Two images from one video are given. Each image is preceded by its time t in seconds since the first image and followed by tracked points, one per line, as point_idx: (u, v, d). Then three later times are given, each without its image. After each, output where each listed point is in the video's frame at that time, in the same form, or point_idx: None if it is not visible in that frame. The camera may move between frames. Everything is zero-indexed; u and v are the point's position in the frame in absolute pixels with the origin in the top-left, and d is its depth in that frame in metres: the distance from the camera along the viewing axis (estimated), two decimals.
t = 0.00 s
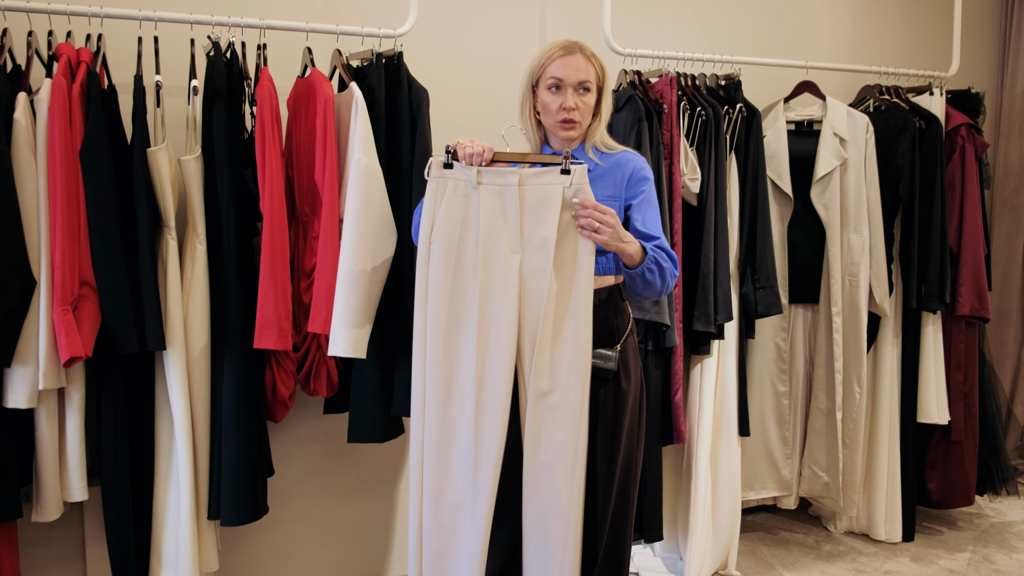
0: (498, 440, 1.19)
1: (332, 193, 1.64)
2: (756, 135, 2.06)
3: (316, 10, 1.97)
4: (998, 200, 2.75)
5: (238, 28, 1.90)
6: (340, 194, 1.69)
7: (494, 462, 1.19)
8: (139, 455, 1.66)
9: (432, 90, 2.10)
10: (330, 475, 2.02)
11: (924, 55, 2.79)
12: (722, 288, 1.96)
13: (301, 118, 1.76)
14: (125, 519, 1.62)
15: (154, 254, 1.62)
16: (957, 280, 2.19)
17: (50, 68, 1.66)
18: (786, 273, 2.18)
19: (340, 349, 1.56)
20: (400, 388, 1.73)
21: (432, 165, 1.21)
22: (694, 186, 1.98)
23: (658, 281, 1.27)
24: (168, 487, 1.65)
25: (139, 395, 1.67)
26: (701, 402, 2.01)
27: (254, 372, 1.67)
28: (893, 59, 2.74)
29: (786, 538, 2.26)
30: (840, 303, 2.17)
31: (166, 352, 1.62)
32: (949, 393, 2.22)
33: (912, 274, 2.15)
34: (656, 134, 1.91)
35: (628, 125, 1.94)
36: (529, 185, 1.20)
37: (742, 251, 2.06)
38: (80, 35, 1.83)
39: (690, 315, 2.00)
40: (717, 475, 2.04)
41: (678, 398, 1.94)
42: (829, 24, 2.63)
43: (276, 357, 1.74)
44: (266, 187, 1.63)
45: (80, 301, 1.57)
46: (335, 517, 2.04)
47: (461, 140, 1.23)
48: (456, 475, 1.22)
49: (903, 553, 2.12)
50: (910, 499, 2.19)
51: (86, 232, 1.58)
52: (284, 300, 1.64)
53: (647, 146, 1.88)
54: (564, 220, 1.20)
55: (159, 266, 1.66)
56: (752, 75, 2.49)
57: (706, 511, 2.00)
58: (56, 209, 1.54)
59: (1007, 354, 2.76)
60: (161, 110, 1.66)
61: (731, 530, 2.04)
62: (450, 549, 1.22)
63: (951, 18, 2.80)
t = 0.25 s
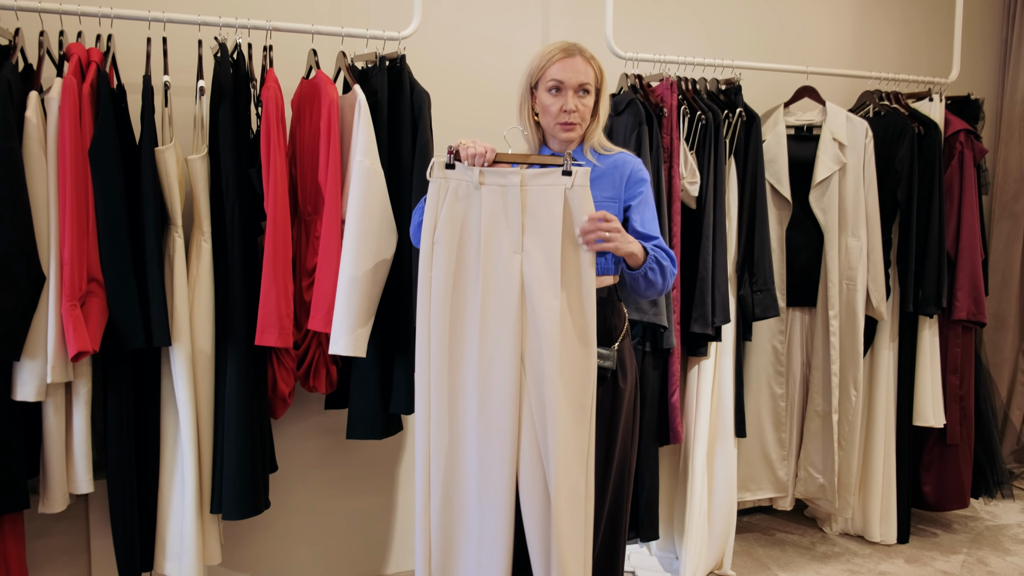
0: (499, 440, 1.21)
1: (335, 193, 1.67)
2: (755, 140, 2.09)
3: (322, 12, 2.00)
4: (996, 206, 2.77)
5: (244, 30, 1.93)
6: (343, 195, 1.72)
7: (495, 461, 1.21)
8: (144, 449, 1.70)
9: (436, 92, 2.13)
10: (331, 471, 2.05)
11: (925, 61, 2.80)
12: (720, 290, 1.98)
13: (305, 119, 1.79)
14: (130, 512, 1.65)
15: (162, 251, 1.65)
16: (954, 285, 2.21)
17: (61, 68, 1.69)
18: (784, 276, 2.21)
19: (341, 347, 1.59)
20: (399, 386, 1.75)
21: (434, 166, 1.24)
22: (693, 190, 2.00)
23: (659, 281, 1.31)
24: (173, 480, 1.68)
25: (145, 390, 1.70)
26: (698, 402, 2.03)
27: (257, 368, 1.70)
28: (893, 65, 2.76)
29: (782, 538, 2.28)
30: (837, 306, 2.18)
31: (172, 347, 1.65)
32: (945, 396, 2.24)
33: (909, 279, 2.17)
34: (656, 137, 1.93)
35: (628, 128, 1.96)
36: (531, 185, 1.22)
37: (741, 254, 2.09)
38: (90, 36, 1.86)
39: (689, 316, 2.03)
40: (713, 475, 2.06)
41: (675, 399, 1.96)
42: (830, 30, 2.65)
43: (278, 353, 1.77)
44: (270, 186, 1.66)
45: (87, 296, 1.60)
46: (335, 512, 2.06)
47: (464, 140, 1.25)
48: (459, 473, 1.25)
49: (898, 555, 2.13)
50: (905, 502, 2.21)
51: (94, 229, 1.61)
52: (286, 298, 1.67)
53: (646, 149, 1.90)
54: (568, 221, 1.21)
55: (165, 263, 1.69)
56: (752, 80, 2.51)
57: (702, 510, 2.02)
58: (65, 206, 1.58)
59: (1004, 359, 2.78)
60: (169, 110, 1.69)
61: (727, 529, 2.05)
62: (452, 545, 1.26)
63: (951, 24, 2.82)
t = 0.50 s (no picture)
0: (494, 450, 1.23)
1: (334, 201, 1.69)
2: (749, 148, 2.11)
3: (322, 23, 2.03)
4: (990, 213, 2.80)
5: (246, 41, 1.96)
6: (342, 203, 1.75)
7: (490, 470, 1.24)
8: (147, 454, 1.72)
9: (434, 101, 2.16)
10: (330, 477, 2.07)
11: (918, 70, 2.84)
12: (715, 297, 2.01)
13: (304, 129, 1.82)
14: (133, 517, 1.67)
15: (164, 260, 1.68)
16: (947, 291, 2.24)
17: (65, 78, 1.72)
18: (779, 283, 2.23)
19: (340, 353, 1.60)
20: (397, 391, 1.76)
21: (428, 177, 1.26)
22: (689, 198, 2.03)
23: (630, 278, 1.34)
24: (175, 486, 1.70)
25: (148, 396, 1.72)
26: (694, 408, 2.06)
27: (257, 374, 1.72)
28: (887, 73, 2.80)
29: (778, 543, 2.29)
30: (831, 312, 2.21)
31: (175, 354, 1.67)
32: (938, 402, 2.27)
33: (902, 285, 2.20)
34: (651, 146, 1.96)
35: (624, 137, 1.99)
36: (524, 197, 1.24)
37: (736, 261, 2.11)
38: (93, 46, 1.89)
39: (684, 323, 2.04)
40: (710, 480, 2.08)
41: (671, 404, 1.98)
42: (824, 39, 2.69)
43: (277, 360, 1.79)
44: (271, 195, 1.68)
45: (92, 304, 1.63)
46: (335, 518, 2.08)
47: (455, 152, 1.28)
48: (454, 483, 1.28)
49: (892, 559, 2.15)
50: (899, 506, 2.23)
51: (98, 238, 1.64)
52: (287, 305, 1.69)
53: (642, 159, 1.92)
54: (559, 232, 1.23)
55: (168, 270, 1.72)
56: (747, 89, 2.55)
57: (699, 515, 2.04)
58: (70, 215, 1.60)
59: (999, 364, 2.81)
60: (172, 120, 1.72)
61: (723, 533, 2.07)
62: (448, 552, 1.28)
63: (944, 33, 2.86)
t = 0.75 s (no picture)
0: (477, 451, 1.26)
1: (335, 208, 1.73)
2: (744, 156, 2.14)
3: (324, 34, 2.06)
4: (985, 220, 2.82)
5: (249, 53, 1.99)
6: (343, 210, 1.78)
7: (473, 472, 1.26)
8: (151, 459, 1.75)
9: (434, 111, 2.19)
10: (331, 482, 2.08)
11: (912, 79, 2.87)
12: (712, 303, 2.03)
13: (306, 137, 1.85)
14: (139, 520, 1.71)
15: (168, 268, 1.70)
16: (942, 298, 2.26)
17: (72, 89, 1.76)
18: (775, 290, 2.25)
19: (342, 358, 1.62)
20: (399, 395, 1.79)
21: (412, 181, 1.27)
22: (686, 206, 2.06)
23: (592, 279, 1.35)
24: (178, 490, 1.73)
25: (152, 401, 1.75)
26: (692, 412, 2.06)
27: (259, 379, 1.75)
28: (882, 83, 2.83)
29: (776, 548, 2.30)
30: (827, 319, 2.23)
31: (178, 360, 1.70)
32: (934, 408, 2.28)
33: (898, 292, 2.22)
34: (648, 154, 2.00)
35: (621, 146, 2.02)
36: (507, 200, 1.27)
37: (732, 268, 2.14)
38: (99, 58, 1.92)
39: (682, 328, 2.07)
40: (707, 485, 2.10)
41: (669, 409, 2.01)
42: (819, 49, 2.72)
43: (279, 366, 1.81)
44: (273, 203, 1.71)
45: (98, 311, 1.66)
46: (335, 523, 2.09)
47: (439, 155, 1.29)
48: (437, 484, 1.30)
49: (889, 564, 2.17)
50: (896, 511, 2.24)
51: (105, 246, 1.68)
52: (289, 311, 1.72)
53: (639, 166, 1.95)
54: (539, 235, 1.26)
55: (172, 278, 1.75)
56: (743, 97, 2.58)
57: (696, 520, 2.05)
58: (76, 224, 1.63)
59: (995, 371, 2.82)
60: (176, 130, 1.75)
61: (721, 537, 2.08)
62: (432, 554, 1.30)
63: (939, 43, 2.89)
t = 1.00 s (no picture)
0: (469, 455, 1.29)
1: (358, 204, 1.76)
2: (762, 154, 2.14)
3: (346, 34, 2.10)
4: (1005, 215, 2.80)
5: (273, 54, 2.03)
6: (365, 206, 1.81)
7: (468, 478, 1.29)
8: (179, 449, 1.79)
9: (453, 110, 2.22)
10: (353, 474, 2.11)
11: (931, 74, 2.86)
12: (730, 297, 2.04)
13: (329, 136, 1.88)
14: (167, 510, 1.74)
15: (195, 263, 1.74)
16: (961, 293, 2.25)
17: (101, 91, 1.78)
18: (792, 285, 2.26)
19: (367, 350, 1.67)
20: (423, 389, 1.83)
21: (415, 189, 1.31)
22: (703, 201, 2.07)
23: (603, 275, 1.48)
24: (204, 479, 1.77)
25: (180, 393, 1.79)
26: (710, 405, 2.09)
27: (284, 372, 1.78)
28: (899, 78, 2.82)
29: (795, 541, 2.31)
30: (846, 313, 2.23)
31: (204, 353, 1.74)
32: (953, 402, 2.28)
33: (917, 287, 2.21)
34: (666, 151, 2.01)
35: (639, 143, 2.03)
36: (506, 209, 1.30)
37: (750, 262, 2.14)
38: (128, 61, 1.97)
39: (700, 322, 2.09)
40: (726, 479, 2.10)
41: (689, 402, 2.02)
42: (836, 46, 2.72)
43: (303, 359, 1.86)
44: (297, 201, 1.74)
45: (128, 306, 1.70)
46: (357, 514, 2.13)
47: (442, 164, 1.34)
48: (430, 488, 1.32)
49: (909, 557, 2.17)
50: (916, 505, 2.24)
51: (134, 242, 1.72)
52: (311, 306, 1.75)
53: (657, 163, 1.97)
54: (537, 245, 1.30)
55: (198, 273, 1.78)
56: (760, 94, 2.58)
57: (715, 514, 2.06)
58: (107, 220, 1.68)
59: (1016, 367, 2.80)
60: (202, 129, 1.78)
61: (742, 529, 2.10)
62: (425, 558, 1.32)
63: (957, 39, 2.88)
